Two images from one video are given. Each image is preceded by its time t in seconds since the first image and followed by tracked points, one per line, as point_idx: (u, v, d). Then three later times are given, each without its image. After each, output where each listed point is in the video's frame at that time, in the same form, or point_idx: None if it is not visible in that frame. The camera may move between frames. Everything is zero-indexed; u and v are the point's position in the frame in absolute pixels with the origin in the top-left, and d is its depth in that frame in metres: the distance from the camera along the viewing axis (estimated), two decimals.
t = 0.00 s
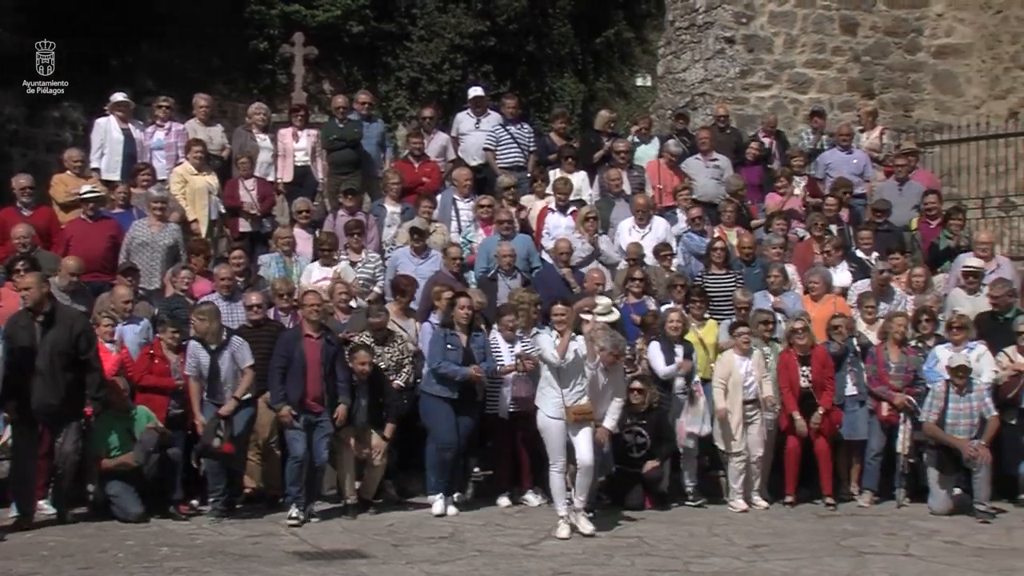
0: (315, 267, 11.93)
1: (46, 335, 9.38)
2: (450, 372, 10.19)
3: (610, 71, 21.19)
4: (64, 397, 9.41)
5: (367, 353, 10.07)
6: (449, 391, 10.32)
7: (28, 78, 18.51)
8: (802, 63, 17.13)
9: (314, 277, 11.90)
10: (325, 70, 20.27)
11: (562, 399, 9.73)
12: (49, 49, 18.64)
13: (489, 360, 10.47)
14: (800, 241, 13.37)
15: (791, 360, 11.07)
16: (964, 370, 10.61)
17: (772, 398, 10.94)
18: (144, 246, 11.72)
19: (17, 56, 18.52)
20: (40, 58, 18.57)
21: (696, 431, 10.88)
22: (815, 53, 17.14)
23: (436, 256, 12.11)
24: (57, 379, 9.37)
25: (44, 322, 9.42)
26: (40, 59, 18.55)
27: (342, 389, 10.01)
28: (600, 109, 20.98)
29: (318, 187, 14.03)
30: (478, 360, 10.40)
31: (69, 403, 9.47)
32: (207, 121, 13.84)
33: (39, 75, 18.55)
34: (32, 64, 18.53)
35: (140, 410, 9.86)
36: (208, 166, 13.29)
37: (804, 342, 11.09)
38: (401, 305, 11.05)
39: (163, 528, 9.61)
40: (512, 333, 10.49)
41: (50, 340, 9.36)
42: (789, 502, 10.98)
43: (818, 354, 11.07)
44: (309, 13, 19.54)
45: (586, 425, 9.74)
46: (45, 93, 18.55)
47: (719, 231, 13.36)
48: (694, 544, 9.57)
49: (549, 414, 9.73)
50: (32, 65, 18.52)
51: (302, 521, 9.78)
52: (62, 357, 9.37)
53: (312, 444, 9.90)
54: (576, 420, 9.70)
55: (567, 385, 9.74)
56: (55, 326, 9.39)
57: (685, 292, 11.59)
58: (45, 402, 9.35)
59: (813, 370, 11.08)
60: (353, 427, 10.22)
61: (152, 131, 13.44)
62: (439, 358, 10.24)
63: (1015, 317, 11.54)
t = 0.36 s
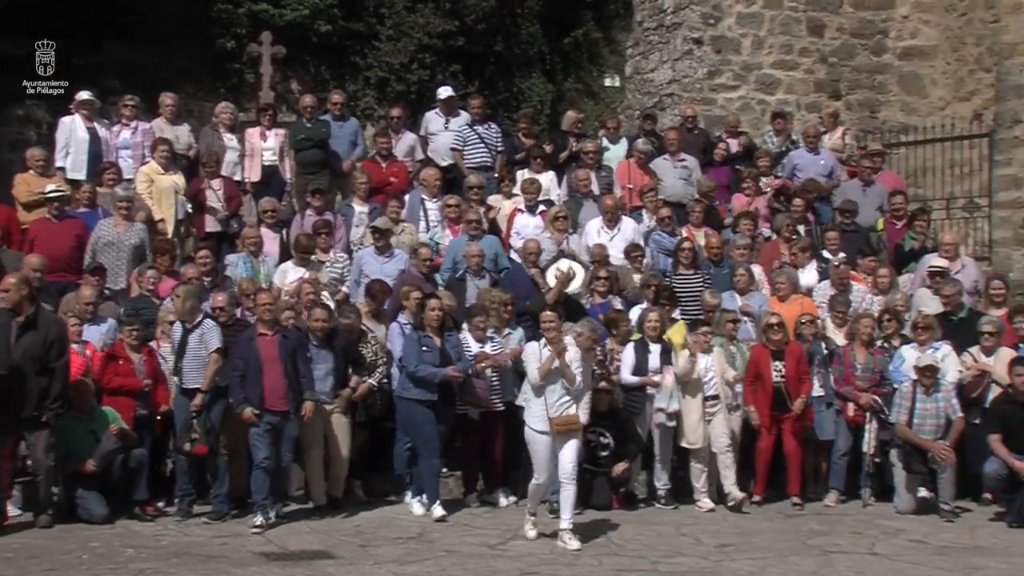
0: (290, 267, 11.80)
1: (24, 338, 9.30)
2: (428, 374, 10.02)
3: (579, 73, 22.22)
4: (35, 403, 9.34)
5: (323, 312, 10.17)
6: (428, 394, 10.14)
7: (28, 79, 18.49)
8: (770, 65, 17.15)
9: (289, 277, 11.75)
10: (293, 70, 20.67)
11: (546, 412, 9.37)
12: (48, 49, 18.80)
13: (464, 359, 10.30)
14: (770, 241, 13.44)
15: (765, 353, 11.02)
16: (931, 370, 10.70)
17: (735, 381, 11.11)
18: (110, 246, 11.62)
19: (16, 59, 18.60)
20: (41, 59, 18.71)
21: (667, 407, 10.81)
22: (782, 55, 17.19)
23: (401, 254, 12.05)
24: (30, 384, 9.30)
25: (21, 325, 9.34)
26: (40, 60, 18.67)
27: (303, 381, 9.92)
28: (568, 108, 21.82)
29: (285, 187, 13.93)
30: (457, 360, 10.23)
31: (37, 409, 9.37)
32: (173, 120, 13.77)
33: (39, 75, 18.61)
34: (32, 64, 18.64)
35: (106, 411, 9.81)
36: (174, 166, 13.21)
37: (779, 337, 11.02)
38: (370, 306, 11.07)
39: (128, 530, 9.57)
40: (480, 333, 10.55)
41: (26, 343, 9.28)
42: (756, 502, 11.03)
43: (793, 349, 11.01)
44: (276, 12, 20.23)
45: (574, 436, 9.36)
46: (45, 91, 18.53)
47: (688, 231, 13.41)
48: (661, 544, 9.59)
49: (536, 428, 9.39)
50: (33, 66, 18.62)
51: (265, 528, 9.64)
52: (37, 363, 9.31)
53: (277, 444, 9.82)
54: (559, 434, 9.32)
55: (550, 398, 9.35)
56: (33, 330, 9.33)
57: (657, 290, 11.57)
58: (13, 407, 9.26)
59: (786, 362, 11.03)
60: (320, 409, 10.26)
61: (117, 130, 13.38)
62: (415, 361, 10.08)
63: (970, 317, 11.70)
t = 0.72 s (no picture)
0: (262, 266, 11.87)
1: None
2: (408, 372, 9.93)
3: (547, 73, 22.21)
4: None
5: (275, 297, 10.12)
6: (407, 394, 10.06)
7: (29, 79, 19.30)
8: (737, 65, 17.20)
9: (261, 276, 11.81)
10: (260, 68, 20.72)
11: (526, 415, 9.15)
12: (49, 49, 19.47)
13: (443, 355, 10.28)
14: (735, 242, 13.52)
15: (730, 346, 11.05)
16: (892, 367, 10.81)
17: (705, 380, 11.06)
18: (75, 245, 11.59)
19: (20, 56, 19.44)
20: (41, 58, 19.40)
21: (631, 417, 10.86)
22: (749, 55, 17.24)
23: (369, 254, 12.00)
24: None
25: None
26: (40, 60, 19.36)
27: (260, 380, 9.70)
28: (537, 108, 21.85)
29: (251, 186, 13.95)
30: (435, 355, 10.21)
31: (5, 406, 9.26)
32: (138, 118, 13.68)
33: (39, 75, 19.27)
34: (32, 64, 19.38)
35: (69, 411, 9.73)
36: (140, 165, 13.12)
37: (745, 331, 11.09)
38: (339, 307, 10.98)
39: (93, 531, 9.55)
40: (454, 333, 10.46)
41: None
42: (721, 502, 10.96)
43: (760, 342, 11.06)
44: (244, 10, 20.27)
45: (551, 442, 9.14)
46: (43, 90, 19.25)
47: (655, 230, 13.44)
48: (628, 544, 9.61)
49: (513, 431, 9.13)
50: (32, 65, 19.36)
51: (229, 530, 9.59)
52: None
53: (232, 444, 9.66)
54: (539, 440, 9.07)
55: (528, 401, 9.15)
56: None
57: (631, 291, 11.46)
58: None
59: (752, 355, 11.06)
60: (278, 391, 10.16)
61: (82, 129, 13.32)
62: (395, 360, 9.98)
63: (933, 317, 11.79)
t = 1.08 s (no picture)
0: (228, 265, 11.76)
1: None
2: (393, 372, 9.82)
3: (516, 72, 22.32)
4: None
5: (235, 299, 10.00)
6: (393, 394, 9.94)
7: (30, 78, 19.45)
8: (706, 65, 17.24)
9: (226, 275, 11.71)
10: (229, 66, 20.75)
11: (500, 413, 8.96)
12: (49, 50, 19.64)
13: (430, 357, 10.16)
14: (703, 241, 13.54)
15: (696, 343, 11.14)
16: (856, 365, 10.86)
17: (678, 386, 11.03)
18: (40, 243, 11.55)
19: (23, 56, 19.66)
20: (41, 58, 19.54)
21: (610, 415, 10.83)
22: (719, 55, 17.28)
23: (340, 254, 11.98)
24: None
25: None
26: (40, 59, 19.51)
27: (223, 388, 9.53)
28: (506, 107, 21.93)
29: (219, 186, 13.84)
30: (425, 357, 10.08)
31: None
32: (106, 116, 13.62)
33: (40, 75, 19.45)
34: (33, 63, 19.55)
35: (34, 413, 9.65)
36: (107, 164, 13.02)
37: (711, 328, 11.17)
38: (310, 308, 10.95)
39: (60, 531, 9.52)
40: (428, 333, 10.57)
41: None
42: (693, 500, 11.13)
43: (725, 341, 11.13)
44: (212, 8, 20.30)
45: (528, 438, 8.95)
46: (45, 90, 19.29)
47: (624, 230, 13.46)
48: (597, 543, 9.62)
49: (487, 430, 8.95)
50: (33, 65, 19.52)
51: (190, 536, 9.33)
52: None
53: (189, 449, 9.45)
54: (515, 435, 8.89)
55: (504, 399, 8.94)
56: None
57: (601, 291, 11.60)
58: None
59: (718, 353, 11.13)
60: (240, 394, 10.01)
61: (48, 126, 13.24)
62: (380, 359, 9.87)
63: (905, 316, 11.78)
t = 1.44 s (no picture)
0: (195, 263, 11.74)
1: None
2: (382, 372, 9.78)
3: (489, 71, 22.46)
4: None
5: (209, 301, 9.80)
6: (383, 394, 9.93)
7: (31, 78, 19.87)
8: (678, 65, 17.27)
9: (192, 274, 11.70)
10: (200, 64, 20.94)
11: (489, 426, 8.78)
12: (49, 50, 19.97)
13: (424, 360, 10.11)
14: (674, 241, 13.58)
15: (663, 341, 11.20)
16: (825, 364, 10.91)
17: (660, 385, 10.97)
18: (8, 242, 11.50)
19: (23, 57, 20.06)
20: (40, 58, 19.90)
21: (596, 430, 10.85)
22: (690, 54, 17.32)
23: (313, 253, 11.95)
24: None
25: None
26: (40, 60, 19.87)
27: (191, 384, 9.50)
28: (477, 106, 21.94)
29: (190, 184, 13.79)
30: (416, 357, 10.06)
31: None
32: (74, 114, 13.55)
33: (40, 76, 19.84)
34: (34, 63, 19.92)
35: None
36: (76, 161, 12.93)
37: (676, 326, 11.21)
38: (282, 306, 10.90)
39: (28, 531, 9.48)
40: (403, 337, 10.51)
41: None
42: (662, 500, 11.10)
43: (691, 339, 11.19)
44: (182, 6, 20.42)
45: (518, 451, 8.73)
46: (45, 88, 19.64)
47: (596, 229, 13.47)
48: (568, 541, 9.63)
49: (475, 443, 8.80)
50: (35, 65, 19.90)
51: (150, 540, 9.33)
52: None
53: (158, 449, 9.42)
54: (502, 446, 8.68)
55: (492, 409, 8.78)
56: None
57: (571, 291, 11.62)
58: None
59: (684, 350, 11.18)
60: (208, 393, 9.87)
61: (17, 124, 13.16)
62: (372, 357, 9.84)
63: (879, 315, 11.78)
